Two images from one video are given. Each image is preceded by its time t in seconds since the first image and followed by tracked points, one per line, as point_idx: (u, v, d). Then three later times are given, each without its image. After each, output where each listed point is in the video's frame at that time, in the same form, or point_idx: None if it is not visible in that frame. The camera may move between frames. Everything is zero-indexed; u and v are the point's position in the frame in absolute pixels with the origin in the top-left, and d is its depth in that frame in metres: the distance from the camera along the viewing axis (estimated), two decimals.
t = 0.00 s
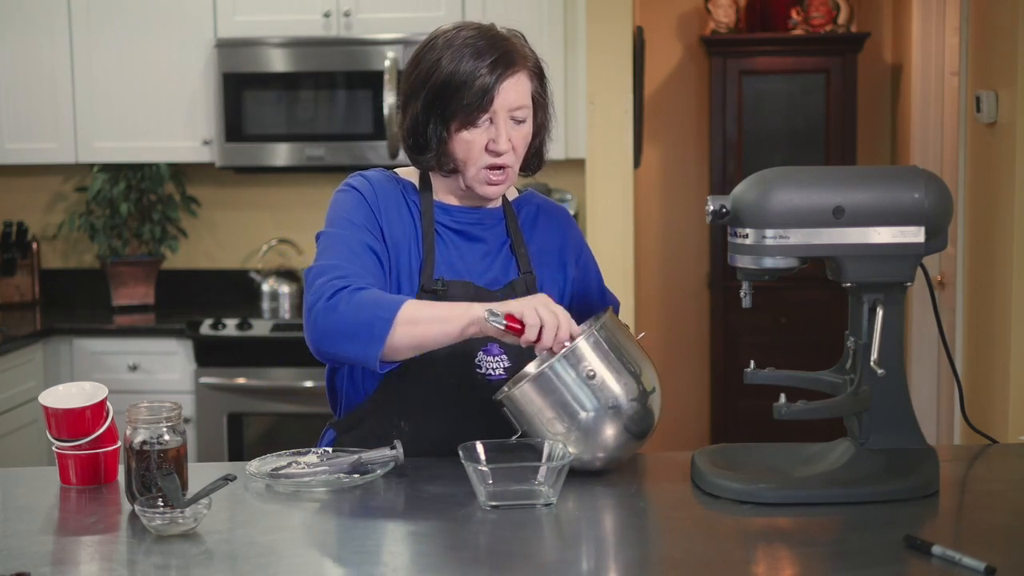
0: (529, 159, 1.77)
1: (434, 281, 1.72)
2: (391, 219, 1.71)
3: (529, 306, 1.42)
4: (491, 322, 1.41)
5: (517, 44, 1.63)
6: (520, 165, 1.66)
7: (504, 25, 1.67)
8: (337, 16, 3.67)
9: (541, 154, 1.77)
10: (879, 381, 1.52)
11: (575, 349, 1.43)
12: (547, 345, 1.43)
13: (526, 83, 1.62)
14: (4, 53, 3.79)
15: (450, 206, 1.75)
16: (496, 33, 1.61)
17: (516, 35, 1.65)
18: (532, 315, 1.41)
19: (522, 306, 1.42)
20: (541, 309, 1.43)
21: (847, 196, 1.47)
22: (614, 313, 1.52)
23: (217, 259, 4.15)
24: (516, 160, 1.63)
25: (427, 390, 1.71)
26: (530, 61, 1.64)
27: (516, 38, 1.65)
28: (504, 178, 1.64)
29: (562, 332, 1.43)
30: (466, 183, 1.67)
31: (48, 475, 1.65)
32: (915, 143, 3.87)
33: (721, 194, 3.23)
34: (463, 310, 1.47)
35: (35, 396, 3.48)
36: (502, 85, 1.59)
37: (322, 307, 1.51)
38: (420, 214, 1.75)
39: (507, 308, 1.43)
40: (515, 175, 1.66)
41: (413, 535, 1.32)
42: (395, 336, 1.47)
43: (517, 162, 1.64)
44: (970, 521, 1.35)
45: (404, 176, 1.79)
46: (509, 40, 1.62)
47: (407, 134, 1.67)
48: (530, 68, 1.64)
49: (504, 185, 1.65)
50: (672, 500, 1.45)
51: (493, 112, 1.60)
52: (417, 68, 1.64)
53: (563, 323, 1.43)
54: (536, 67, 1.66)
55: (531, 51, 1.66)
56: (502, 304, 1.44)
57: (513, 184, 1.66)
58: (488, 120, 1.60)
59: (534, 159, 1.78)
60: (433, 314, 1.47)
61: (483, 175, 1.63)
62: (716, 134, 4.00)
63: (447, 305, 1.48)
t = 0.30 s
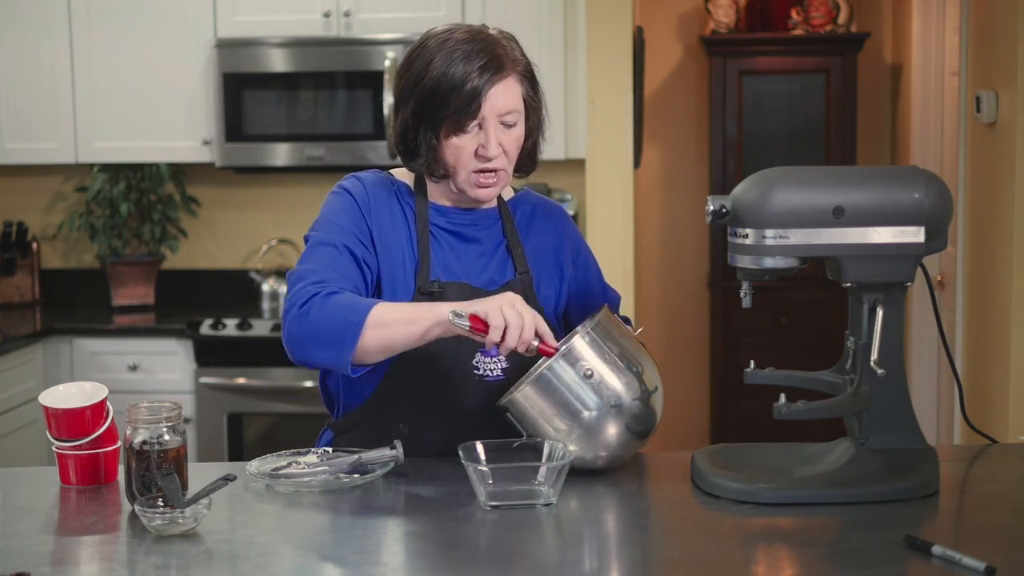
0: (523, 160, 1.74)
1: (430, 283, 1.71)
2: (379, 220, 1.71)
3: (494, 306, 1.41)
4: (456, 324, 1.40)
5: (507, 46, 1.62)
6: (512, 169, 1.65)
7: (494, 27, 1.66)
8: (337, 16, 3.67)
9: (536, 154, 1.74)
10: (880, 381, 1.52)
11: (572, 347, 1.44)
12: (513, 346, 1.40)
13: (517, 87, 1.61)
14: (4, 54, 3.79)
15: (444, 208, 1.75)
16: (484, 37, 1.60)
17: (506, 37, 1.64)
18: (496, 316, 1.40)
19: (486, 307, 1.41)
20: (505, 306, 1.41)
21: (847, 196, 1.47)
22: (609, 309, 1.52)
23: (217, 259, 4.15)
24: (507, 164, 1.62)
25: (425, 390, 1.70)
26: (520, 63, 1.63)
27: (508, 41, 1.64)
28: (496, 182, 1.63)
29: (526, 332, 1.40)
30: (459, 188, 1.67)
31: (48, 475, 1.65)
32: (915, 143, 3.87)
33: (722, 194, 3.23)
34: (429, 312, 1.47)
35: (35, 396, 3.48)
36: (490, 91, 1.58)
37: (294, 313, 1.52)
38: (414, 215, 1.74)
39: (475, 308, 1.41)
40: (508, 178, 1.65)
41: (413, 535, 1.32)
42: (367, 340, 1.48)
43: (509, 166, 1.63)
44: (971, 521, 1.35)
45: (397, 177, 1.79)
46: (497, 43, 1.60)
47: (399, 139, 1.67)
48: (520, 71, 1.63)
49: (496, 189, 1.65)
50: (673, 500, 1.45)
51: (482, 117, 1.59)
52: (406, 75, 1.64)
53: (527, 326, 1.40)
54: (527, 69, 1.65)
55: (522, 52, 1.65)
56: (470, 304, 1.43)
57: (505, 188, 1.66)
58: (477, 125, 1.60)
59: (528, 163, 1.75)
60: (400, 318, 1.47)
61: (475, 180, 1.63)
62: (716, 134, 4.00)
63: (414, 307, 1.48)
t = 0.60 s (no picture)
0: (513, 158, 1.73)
1: (425, 283, 1.71)
2: (373, 223, 1.71)
3: (482, 321, 1.42)
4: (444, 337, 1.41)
5: (492, 47, 1.62)
6: (501, 169, 1.64)
7: (479, 28, 1.66)
8: (337, 16, 3.66)
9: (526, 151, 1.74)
10: (880, 381, 1.52)
11: (548, 347, 1.42)
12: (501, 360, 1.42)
13: (502, 88, 1.61)
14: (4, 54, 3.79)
15: (437, 207, 1.75)
16: (468, 38, 1.60)
17: (491, 38, 1.64)
18: (486, 332, 1.41)
19: (476, 322, 1.42)
20: (495, 321, 1.42)
21: (848, 196, 1.47)
22: (581, 305, 1.50)
23: (217, 259, 4.15)
24: (495, 165, 1.62)
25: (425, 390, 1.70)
26: (505, 64, 1.62)
27: (492, 42, 1.63)
28: (485, 183, 1.63)
29: (514, 349, 1.42)
30: (449, 190, 1.67)
31: (48, 475, 1.65)
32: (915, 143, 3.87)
33: (722, 193, 3.23)
34: (420, 318, 1.46)
35: (35, 396, 3.48)
36: (475, 93, 1.58)
37: (288, 319, 1.53)
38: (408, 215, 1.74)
39: (463, 321, 1.43)
40: (497, 179, 1.65)
41: (414, 535, 1.32)
42: (360, 347, 1.48)
43: (497, 167, 1.63)
44: (971, 521, 1.35)
45: (390, 177, 1.79)
46: (482, 44, 1.60)
47: (387, 143, 1.67)
48: (505, 71, 1.62)
49: (485, 191, 1.65)
50: (672, 500, 1.45)
51: (468, 119, 1.59)
52: (392, 80, 1.64)
53: (515, 338, 1.42)
54: (513, 69, 1.64)
55: (507, 53, 1.64)
56: (459, 316, 1.44)
57: (495, 189, 1.65)
58: (463, 127, 1.59)
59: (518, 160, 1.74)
60: (391, 322, 1.47)
61: (463, 183, 1.62)
62: (716, 134, 4.00)
63: (404, 313, 1.47)
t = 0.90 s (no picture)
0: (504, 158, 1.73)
1: (416, 283, 1.71)
2: (368, 225, 1.70)
3: (470, 329, 1.41)
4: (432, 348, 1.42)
5: (478, 47, 1.62)
6: (491, 169, 1.64)
7: (467, 28, 1.66)
8: (337, 16, 3.66)
9: (517, 150, 1.74)
10: (880, 381, 1.52)
11: (546, 349, 1.42)
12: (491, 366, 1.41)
13: (489, 88, 1.60)
14: (5, 54, 3.79)
15: (429, 207, 1.75)
16: (454, 39, 1.60)
17: (478, 38, 1.63)
18: (474, 341, 1.41)
19: (464, 331, 1.41)
20: (482, 328, 1.41)
21: (848, 196, 1.47)
22: (578, 305, 1.50)
23: (217, 259, 4.15)
24: (485, 165, 1.62)
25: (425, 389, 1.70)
26: (493, 63, 1.62)
27: (480, 42, 1.63)
28: (475, 183, 1.63)
29: (502, 354, 1.41)
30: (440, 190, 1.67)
31: (48, 476, 1.65)
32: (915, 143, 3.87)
33: (722, 193, 3.23)
34: (412, 327, 1.47)
35: (35, 396, 3.48)
36: (462, 94, 1.58)
37: (285, 329, 1.53)
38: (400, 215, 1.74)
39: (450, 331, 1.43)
40: (487, 178, 1.65)
41: (414, 535, 1.32)
42: (357, 357, 1.49)
43: (486, 167, 1.63)
44: (971, 521, 1.35)
45: (383, 178, 1.78)
46: (468, 45, 1.60)
47: (377, 144, 1.67)
48: (493, 71, 1.62)
49: (476, 190, 1.64)
50: (672, 501, 1.45)
51: (455, 120, 1.59)
52: (380, 82, 1.64)
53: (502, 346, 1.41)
54: (502, 69, 1.64)
55: (495, 53, 1.64)
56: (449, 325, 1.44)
57: (486, 188, 1.65)
58: (451, 128, 1.59)
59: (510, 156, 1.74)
60: (387, 333, 1.47)
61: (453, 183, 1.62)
62: (716, 133, 4.00)
63: (398, 323, 1.48)
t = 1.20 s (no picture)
0: (497, 158, 1.73)
1: (412, 282, 1.71)
2: (365, 226, 1.71)
3: (472, 330, 1.41)
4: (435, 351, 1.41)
5: (468, 47, 1.61)
6: (484, 168, 1.64)
7: (456, 28, 1.65)
8: (337, 16, 3.66)
9: (509, 149, 1.74)
10: (879, 381, 1.52)
11: (544, 353, 1.42)
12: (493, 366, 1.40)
13: (480, 87, 1.60)
14: (5, 54, 3.79)
15: (424, 208, 1.74)
16: (443, 40, 1.60)
17: (467, 38, 1.63)
18: (474, 340, 1.40)
19: (465, 332, 1.41)
20: (482, 328, 1.41)
21: (847, 196, 1.47)
22: (570, 307, 1.49)
23: (217, 259, 4.15)
24: (477, 165, 1.62)
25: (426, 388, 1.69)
26: (482, 63, 1.62)
27: (469, 42, 1.63)
28: (468, 182, 1.63)
29: (504, 353, 1.40)
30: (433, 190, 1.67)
31: (49, 475, 1.65)
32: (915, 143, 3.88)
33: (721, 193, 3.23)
34: (417, 335, 1.46)
35: (35, 396, 3.48)
36: (452, 95, 1.57)
37: (288, 334, 1.52)
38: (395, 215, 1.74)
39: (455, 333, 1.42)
40: (480, 177, 1.65)
41: (414, 535, 1.32)
42: (362, 362, 1.48)
43: (479, 166, 1.63)
44: (971, 521, 1.35)
45: (378, 178, 1.78)
46: (458, 46, 1.60)
47: (369, 144, 1.67)
48: (483, 71, 1.62)
49: (469, 189, 1.65)
50: (672, 500, 1.45)
51: (446, 122, 1.58)
52: (370, 85, 1.63)
53: (504, 344, 1.40)
54: (492, 68, 1.63)
55: (485, 52, 1.64)
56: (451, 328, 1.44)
57: (479, 187, 1.66)
58: (442, 129, 1.59)
59: (505, 155, 1.74)
60: (391, 338, 1.47)
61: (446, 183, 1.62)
62: (716, 134, 4.00)
63: (403, 327, 1.47)
